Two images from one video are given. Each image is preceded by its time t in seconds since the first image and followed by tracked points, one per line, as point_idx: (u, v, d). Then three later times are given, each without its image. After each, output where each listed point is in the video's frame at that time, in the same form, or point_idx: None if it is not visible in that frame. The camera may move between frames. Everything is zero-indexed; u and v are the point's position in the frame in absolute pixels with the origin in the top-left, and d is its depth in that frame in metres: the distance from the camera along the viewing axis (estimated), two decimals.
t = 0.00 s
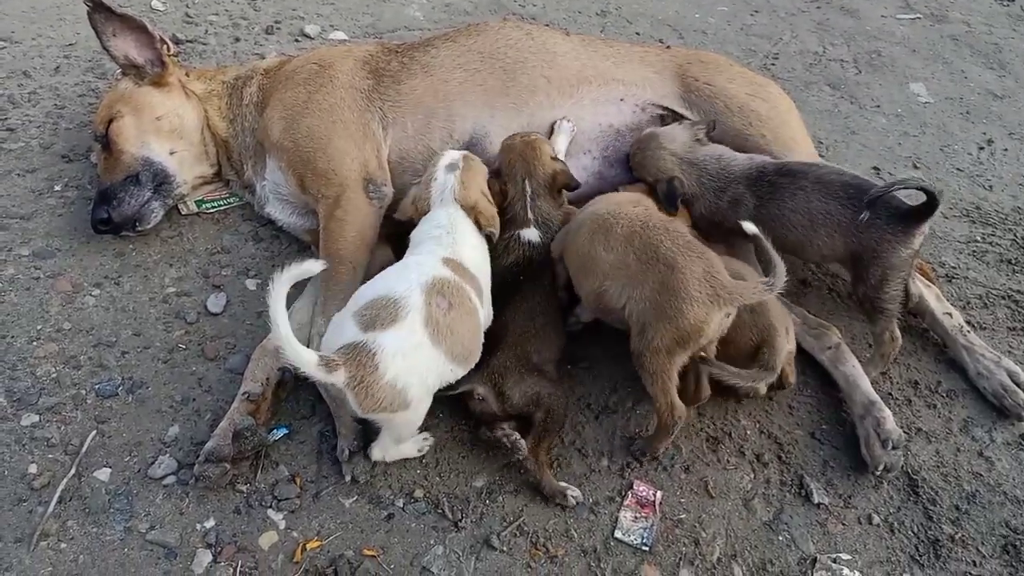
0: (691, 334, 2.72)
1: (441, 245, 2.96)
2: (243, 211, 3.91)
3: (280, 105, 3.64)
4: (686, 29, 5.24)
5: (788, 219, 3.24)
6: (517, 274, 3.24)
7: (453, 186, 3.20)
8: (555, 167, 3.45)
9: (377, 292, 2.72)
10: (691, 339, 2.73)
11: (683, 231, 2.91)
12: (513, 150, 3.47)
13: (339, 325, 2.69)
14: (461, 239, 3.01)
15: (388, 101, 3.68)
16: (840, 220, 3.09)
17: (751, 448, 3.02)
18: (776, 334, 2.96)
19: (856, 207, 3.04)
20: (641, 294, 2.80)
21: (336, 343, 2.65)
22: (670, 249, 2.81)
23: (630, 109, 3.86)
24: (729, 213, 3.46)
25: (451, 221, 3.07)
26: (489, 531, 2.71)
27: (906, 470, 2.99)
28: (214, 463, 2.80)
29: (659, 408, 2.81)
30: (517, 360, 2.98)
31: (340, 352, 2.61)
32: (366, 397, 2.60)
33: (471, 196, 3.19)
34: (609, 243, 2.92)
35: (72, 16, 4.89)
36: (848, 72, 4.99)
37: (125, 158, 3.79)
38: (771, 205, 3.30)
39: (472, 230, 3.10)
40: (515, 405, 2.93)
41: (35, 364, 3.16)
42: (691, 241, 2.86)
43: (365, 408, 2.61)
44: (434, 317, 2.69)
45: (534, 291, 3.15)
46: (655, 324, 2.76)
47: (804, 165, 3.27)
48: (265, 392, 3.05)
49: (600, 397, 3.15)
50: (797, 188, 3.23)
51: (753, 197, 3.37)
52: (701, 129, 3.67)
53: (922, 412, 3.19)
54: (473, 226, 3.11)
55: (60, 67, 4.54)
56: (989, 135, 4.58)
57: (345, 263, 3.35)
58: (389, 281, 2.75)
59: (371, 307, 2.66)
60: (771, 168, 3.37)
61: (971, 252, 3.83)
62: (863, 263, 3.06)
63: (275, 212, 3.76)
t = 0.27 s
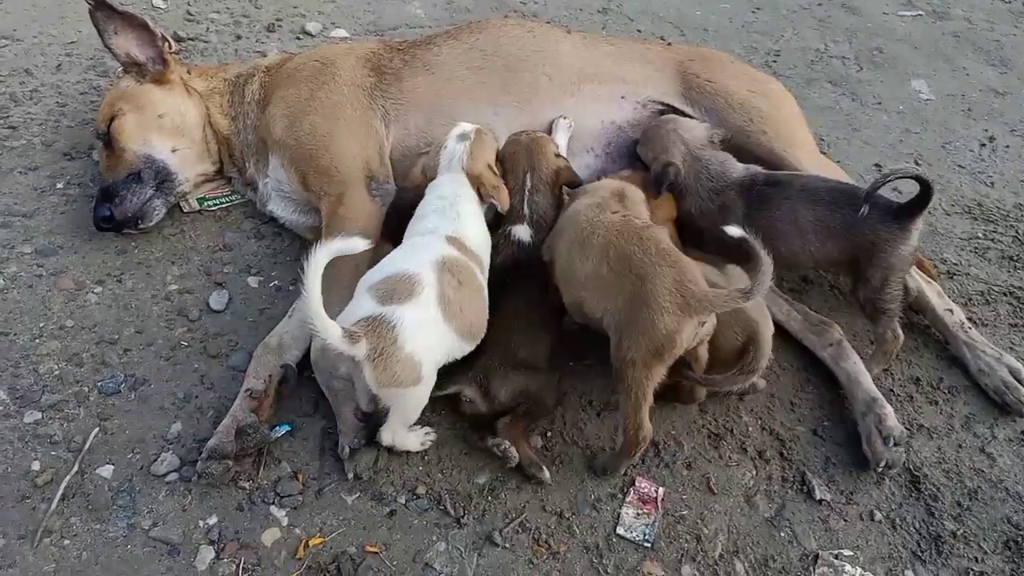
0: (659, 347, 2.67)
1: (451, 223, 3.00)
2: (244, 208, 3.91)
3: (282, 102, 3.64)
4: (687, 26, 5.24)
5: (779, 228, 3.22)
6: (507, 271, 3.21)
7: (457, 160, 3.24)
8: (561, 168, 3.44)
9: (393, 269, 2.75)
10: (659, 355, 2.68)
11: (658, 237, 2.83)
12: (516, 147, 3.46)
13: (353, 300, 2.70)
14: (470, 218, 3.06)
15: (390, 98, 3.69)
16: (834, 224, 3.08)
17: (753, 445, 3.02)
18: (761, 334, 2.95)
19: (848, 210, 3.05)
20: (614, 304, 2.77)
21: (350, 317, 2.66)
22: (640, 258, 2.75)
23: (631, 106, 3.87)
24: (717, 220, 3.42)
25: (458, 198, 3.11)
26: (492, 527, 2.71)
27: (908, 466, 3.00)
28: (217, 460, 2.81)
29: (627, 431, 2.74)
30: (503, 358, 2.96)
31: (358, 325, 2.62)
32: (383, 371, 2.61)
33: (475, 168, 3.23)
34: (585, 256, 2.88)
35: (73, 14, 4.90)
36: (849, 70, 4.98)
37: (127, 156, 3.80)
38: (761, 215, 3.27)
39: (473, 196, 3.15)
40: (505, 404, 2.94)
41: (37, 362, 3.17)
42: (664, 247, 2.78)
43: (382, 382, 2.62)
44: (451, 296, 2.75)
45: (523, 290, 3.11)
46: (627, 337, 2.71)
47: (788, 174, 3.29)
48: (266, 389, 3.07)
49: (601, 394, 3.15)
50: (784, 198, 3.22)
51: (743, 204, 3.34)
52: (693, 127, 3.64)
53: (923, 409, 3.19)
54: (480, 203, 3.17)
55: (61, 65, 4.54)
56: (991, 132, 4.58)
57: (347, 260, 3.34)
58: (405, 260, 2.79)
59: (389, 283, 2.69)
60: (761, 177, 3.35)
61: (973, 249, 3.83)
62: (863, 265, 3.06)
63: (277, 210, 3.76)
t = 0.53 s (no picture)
0: (699, 347, 2.67)
1: (458, 217, 3.01)
2: (245, 208, 3.91)
3: (284, 101, 3.64)
4: (688, 26, 5.24)
5: (800, 240, 3.16)
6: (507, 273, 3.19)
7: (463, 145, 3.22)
8: (570, 169, 3.46)
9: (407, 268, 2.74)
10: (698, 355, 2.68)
11: (691, 237, 2.86)
12: (524, 147, 3.47)
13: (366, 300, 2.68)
14: (477, 211, 3.08)
15: (392, 98, 3.69)
16: (857, 232, 3.04)
17: (754, 444, 3.02)
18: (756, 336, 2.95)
19: (873, 219, 3.01)
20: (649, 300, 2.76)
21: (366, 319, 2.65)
22: (677, 257, 2.77)
23: (636, 110, 3.86)
24: (737, 227, 3.37)
25: (464, 189, 3.11)
26: (492, 527, 2.71)
27: (909, 466, 3.00)
28: (218, 459, 2.80)
29: (659, 428, 2.72)
30: (492, 368, 2.92)
31: (375, 329, 2.62)
32: (401, 372, 2.62)
33: (481, 149, 3.20)
34: (617, 251, 2.88)
35: (74, 14, 4.90)
36: (850, 70, 4.99)
37: (128, 155, 3.80)
38: (783, 226, 3.21)
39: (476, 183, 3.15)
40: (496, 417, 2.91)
41: (38, 360, 3.16)
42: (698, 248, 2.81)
43: (400, 384, 2.64)
44: (464, 295, 2.77)
45: (522, 291, 3.09)
46: (664, 335, 2.70)
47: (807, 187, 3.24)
48: (267, 389, 3.07)
49: (602, 394, 3.15)
50: (806, 210, 3.17)
51: (764, 214, 3.28)
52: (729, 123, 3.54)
53: (924, 409, 3.19)
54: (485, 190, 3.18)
55: (62, 64, 4.54)
56: (992, 132, 4.58)
57: (346, 259, 3.33)
58: (417, 259, 2.80)
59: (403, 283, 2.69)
60: (782, 189, 3.29)
61: (974, 248, 3.82)
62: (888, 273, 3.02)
63: (279, 209, 3.75)
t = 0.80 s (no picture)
0: (740, 339, 2.70)
1: (469, 215, 2.99)
2: (248, 206, 3.91)
3: (286, 101, 3.64)
4: (690, 23, 5.23)
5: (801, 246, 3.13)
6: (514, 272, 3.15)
7: (478, 138, 3.17)
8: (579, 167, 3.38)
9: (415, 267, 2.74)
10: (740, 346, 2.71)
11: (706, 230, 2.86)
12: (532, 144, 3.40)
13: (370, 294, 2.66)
14: (488, 209, 3.06)
15: (394, 96, 3.68)
16: (861, 231, 3.01)
17: (758, 441, 3.02)
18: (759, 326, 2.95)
19: (877, 216, 2.98)
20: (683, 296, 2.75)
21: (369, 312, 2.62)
22: (702, 253, 2.78)
23: (638, 108, 3.85)
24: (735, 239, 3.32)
25: (479, 186, 3.08)
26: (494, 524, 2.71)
27: (913, 462, 2.99)
28: (222, 457, 2.80)
29: (723, 421, 2.74)
30: (496, 377, 2.89)
31: (378, 324, 2.60)
32: (403, 371, 2.61)
33: (498, 144, 3.16)
34: (636, 248, 2.86)
35: (76, 12, 4.89)
36: (853, 66, 4.97)
37: (131, 154, 3.80)
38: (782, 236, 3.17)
39: (491, 182, 3.12)
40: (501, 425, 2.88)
41: (42, 359, 3.17)
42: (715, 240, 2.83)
43: (401, 382, 2.62)
44: (468, 296, 2.76)
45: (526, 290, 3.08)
46: (702, 332, 2.72)
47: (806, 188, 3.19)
48: (271, 387, 3.07)
49: (606, 391, 3.15)
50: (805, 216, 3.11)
51: (761, 229, 3.24)
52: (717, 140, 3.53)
53: (929, 405, 3.19)
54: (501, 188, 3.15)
55: (64, 63, 4.54)
56: (995, 128, 4.57)
57: (347, 257, 3.33)
58: (425, 258, 2.78)
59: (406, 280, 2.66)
60: (778, 197, 3.23)
61: (978, 244, 3.82)
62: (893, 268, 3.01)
63: (281, 209, 3.75)
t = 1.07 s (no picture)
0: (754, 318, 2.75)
1: (470, 206, 2.97)
2: (245, 204, 3.90)
3: (284, 97, 3.64)
4: (687, 21, 5.23)
5: (811, 242, 3.12)
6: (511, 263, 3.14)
7: (490, 130, 3.17)
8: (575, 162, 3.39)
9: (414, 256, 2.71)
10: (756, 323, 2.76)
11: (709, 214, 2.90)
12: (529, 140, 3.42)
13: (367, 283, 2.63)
14: (490, 202, 3.05)
15: (392, 94, 3.67)
16: (876, 234, 3.00)
17: (756, 439, 3.02)
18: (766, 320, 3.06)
19: (894, 220, 2.98)
20: (696, 278, 2.77)
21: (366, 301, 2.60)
22: (709, 235, 2.82)
23: (638, 107, 3.85)
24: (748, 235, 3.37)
25: (482, 179, 3.07)
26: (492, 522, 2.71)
27: (910, 460, 3.00)
28: (219, 455, 2.80)
29: (742, 397, 2.78)
30: (495, 374, 2.92)
31: (375, 314, 2.57)
32: (400, 362, 2.59)
33: (508, 138, 3.18)
34: (643, 236, 2.87)
35: (71, 10, 4.88)
36: (850, 64, 4.98)
37: (127, 152, 3.79)
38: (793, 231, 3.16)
39: (496, 176, 3.12)
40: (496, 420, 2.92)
41: (38, 357, 3.16)
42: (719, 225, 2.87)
43: (397, 373, 2.60)
44: (465, 288, 2.75)
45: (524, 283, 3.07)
46: (718, 312, 2.74)
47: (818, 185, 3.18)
48: (267, 385, 3.06)
49: (603, 389, 3.15)
50: (817, 211, 3.10)
51: (773, 224, 3.27)
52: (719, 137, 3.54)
53: (926, 403, 3.19)
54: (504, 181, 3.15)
55: (60, 61, 4.53)
56: (991, 126, 4.58)
57: (335, 244, 3.35)
58: (423, 248, 2.76)
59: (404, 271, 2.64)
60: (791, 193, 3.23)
61: (975, 243, 3.82)
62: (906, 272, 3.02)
63: (278, 205, 3.74)
